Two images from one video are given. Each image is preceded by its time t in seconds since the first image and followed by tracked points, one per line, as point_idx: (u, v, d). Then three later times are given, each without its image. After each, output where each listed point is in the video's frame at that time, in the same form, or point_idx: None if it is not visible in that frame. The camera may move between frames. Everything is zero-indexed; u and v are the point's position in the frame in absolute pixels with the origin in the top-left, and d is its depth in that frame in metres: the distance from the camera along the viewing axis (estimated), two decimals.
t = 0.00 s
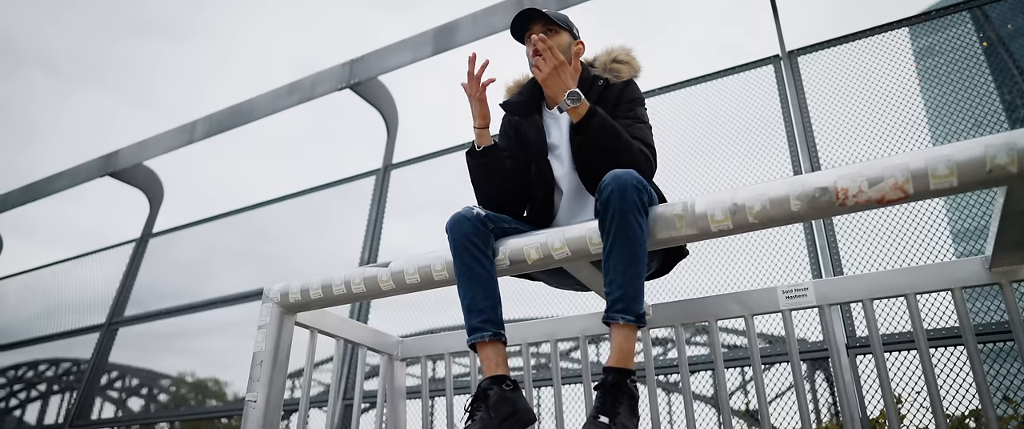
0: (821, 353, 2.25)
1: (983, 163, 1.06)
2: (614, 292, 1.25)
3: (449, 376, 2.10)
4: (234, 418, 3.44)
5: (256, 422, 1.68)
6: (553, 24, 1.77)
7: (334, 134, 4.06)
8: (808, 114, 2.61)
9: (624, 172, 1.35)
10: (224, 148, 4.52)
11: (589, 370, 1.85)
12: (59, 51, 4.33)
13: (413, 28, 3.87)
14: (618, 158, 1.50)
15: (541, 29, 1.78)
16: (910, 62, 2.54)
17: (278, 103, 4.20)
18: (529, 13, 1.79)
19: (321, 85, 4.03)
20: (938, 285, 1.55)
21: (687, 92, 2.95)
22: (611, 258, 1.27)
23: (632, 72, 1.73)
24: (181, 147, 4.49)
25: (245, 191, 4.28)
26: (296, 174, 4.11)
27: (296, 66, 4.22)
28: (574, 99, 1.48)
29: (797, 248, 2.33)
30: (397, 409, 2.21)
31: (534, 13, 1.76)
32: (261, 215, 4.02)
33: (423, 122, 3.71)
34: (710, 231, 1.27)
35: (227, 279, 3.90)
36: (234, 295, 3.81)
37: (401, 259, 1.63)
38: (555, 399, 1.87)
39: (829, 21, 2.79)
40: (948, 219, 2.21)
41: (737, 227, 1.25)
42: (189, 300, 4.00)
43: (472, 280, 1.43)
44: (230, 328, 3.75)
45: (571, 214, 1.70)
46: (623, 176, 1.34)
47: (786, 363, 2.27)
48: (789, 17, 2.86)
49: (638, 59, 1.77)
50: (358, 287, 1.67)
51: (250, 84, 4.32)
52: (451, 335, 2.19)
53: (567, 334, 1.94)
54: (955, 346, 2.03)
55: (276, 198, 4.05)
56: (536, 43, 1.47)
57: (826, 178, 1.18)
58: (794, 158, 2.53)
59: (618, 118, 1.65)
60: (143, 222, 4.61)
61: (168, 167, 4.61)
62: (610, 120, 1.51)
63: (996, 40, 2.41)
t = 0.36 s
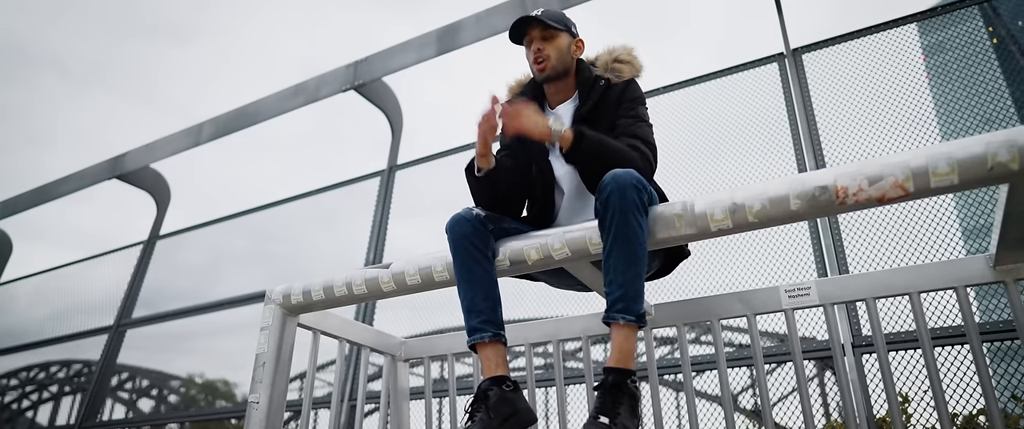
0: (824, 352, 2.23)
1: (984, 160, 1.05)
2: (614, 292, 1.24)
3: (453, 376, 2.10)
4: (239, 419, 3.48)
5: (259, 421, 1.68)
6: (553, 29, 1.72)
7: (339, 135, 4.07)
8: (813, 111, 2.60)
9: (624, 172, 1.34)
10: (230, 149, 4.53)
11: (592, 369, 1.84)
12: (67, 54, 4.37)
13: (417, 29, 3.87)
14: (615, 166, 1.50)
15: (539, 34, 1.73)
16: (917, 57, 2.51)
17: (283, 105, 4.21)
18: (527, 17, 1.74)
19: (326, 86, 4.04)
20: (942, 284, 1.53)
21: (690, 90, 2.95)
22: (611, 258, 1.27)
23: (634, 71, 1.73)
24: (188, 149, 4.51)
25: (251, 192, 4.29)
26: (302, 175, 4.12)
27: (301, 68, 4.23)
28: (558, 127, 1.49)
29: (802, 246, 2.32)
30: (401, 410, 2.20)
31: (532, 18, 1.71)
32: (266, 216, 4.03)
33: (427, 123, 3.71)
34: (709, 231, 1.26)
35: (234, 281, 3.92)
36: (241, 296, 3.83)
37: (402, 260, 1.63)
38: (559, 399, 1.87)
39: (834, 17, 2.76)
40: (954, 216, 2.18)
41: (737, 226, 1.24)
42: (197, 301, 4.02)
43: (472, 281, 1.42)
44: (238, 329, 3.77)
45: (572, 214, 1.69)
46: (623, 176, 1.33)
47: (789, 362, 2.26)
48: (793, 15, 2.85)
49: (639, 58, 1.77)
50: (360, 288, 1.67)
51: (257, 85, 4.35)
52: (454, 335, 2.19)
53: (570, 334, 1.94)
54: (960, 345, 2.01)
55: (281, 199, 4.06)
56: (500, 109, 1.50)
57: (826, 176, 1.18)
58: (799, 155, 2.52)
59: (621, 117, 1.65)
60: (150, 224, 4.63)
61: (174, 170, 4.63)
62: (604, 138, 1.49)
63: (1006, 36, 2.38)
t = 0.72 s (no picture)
0: (828, 351, 2.22)
1: (987, 157, 1.04)
2: (617, 291, 1.24)
3: (457, 376, 2.09)
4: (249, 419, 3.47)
5: (262, 421, 1.69)
6: (556, 53, 1.62)
7: (345, 136, 4.08)
8: (818, 109, 2.58)
9: (625, 170, 1.34)
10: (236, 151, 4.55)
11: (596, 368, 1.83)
12: (76, 56, 4.40)
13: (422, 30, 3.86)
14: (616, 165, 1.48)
15: (541, 59, 1.63)
16: (925, 54, 2.48)
17: (289, 106, 4.22)
18: (525, 40, 1.63)
19: (331, 87, 4.04)
20: (947, 282, 1.52)
21: (694, 88, 2.93)
22: (614, 258, 1.26)
23: (634, 68, 1.73)
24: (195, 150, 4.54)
25: (258, 193, 4.31)
26: (308, 176, 4.13)
27: (306, 69, 4.24)
28: (552, 158, 1.42)
29: (808, 243, 2.31)
30: (405, 410, 2.21)
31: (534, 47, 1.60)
32: (273, 216, 4.05)
33: (432, 123, 3.72)
34: (711, 229, 1.25)
35: (242, 281, 3.95)
36: (248, 297, 3.85)
37: (403, 260, 1.63)
38: (563, 398, 1.86)
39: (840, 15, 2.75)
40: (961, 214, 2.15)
41: (739, 224, 1.23)
42: (205, 302, 4.04)
43: (473, 281, 1.42)
44: (245, 330, 3.78)
45: (573, 213, 1.69)
46: (624, 174, 1.32)
47: (792, 362, 2.26)
48: (798, 12, 2.83)
49: (639, 55, 1.78)
50: (362, 287, 1.67)
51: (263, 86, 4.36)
52: (457, 335, 2.19)
53: (574, 334, 1.93)
54: (967, 344, 2.00)
55: (288, 200, 4.07)
56: (499, 197, 1.43)
57: (828, 174, 1.17)
58: (804, 153, 2.51)
59: (621, 114, 1.64)
60: (159, 225, 4.66)
61: (181, 171, 4.65)
62: (599, 152, 1.44)
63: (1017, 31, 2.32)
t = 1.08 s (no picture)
0: (833, 351, 2.20)
1: (990, 154, 1.03)
2: (618, 292, 1.23)
3: (462, 378, 2.09)
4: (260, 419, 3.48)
5: (266, 421, 1.70)
6: (563, 56, 1.61)
7: (352, 137, 4.09)
8: (825, 106, 2.57)
9: (625, 170, 1.33)
10: (244, 153, 4.57)
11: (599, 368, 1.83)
12: (85, 58, 4.43)
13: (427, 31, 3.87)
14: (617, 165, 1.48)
15: (548, 61, 1.62)
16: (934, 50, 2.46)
17: (295, 107, 4.23)
18: (533, 40, 1.63)
19: (337, 88, 4.05)
20: (952, 280, 1.51)
21: (699, 86, 2.93)
22: (614, 257, 1.25)
23: (637, 67, 1.73)
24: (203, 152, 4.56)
25: (265, 195, 4.32)
26: (315, 177, 4.14)
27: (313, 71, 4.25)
28: (553, 153, 1.44)
29: (814, 240, 2.30)
30: (409, 410, 2.20)
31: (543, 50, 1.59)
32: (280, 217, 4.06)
33: (438, 124, 3.72)
34: (712, 228, 1.25)
35: (251, 282, 3.97)
36: (256, 298, 3.87)
37: (406, 260, 1.63)
38: (566, 398, 1.86)
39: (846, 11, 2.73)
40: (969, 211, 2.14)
41: (740, 223, 1.23)
42: (213, 303, 4.06)
43: (474, 280, 1.42)
44: (253, 331, 3.80)
45: (575, 213, 1.69)
46: (625, 173, 1.32)
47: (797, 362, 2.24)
48: (804, 10, 2.82)
49: (643, 53, 1.77)
50: (365, 288, 1.67)
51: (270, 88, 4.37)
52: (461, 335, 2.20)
53: (577, 334, 1.93)
54: (974, 343, 1.97)
55: (294, 201, 4.09)
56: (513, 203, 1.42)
57: (829, 172, 1.16)
58: (811, 150, 2.50)
59: (624, 113, 1.64)
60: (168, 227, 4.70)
61: (190, 173, 4.68)
62: (600, 150, 1.43)
63: None
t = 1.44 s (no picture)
0: (836, 349, 2.18)
1: (991, 151, 1.02)
2: (617, 291, 1.23)
3: (466, 377, 2.09)
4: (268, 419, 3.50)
5: (270, 422, 1.70)
6: (569, 60, 1.61)
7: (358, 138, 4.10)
8: (831, 103, 2.55)
9: (624, 169, 1.33)
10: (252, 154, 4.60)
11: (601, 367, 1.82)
12: (95, 62, 4.46)
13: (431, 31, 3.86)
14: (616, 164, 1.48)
15: (554, 65, 1.62)
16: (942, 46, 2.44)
17: (301, 109, 4.24)
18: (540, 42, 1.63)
19: (343, 89, 4.03)
20: (956, 279, 1.50)
21: (702, 84, 2.91)
22: (614, 256, 1.25)
23: (641, 67, 1.72)
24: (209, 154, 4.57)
25: (272, 196, 4.34)
26: (322, 178, 4.16)
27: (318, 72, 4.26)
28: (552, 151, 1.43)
29: (819, 238, 2.28)
30: (413, 410, 2.20)
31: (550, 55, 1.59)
32: (286, 219, 4.07)
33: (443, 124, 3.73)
34: (712, 227, 1.24)
35: (258, 283, 3.99)
36: (262, 299, 3.88)
37: (408, 261, 1.64)
38: (569, 397, 1.85)
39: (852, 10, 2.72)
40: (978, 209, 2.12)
41: (740, 222, 1.22)
42: (221, 304, 4.08)
43: (476, 280, 1.42)
44: (261, 331, 3.82)
45: (575, 211, 1.68)
46: (623, 173, 1.32)
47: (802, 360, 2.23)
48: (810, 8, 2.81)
49: (648, 53, 1.77)
50: (367, 289, 1.68)
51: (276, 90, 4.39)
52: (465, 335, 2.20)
53: (580, 333, 1.92)
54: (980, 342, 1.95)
55: (301, 202, 4.10)
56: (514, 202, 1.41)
57: (829, 170, 1.15)
58: (816, 147, 2.48)
59: (625, 111, 1.64)
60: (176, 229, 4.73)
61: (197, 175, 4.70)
62: (599, 149, 1.44)
63: None
